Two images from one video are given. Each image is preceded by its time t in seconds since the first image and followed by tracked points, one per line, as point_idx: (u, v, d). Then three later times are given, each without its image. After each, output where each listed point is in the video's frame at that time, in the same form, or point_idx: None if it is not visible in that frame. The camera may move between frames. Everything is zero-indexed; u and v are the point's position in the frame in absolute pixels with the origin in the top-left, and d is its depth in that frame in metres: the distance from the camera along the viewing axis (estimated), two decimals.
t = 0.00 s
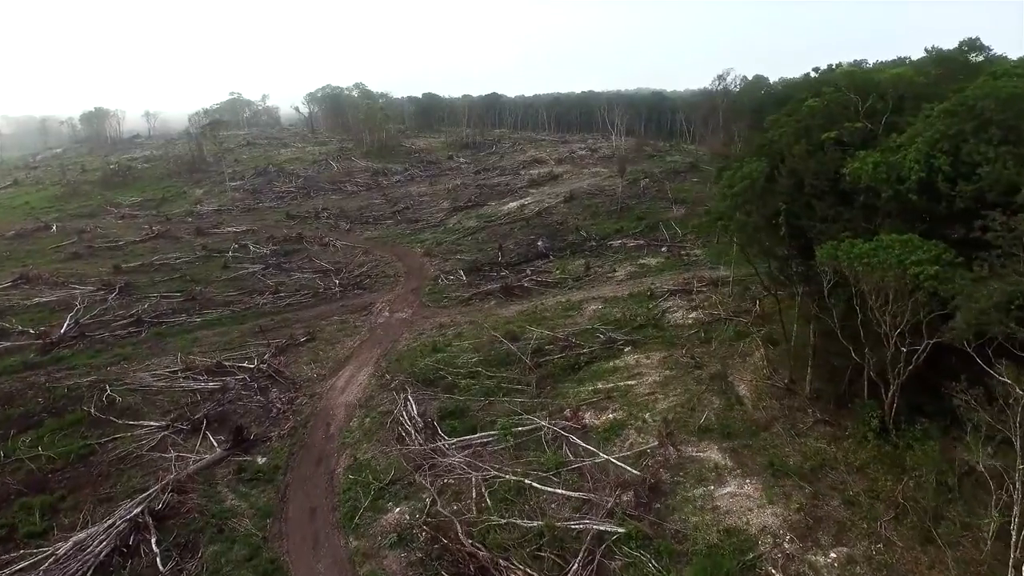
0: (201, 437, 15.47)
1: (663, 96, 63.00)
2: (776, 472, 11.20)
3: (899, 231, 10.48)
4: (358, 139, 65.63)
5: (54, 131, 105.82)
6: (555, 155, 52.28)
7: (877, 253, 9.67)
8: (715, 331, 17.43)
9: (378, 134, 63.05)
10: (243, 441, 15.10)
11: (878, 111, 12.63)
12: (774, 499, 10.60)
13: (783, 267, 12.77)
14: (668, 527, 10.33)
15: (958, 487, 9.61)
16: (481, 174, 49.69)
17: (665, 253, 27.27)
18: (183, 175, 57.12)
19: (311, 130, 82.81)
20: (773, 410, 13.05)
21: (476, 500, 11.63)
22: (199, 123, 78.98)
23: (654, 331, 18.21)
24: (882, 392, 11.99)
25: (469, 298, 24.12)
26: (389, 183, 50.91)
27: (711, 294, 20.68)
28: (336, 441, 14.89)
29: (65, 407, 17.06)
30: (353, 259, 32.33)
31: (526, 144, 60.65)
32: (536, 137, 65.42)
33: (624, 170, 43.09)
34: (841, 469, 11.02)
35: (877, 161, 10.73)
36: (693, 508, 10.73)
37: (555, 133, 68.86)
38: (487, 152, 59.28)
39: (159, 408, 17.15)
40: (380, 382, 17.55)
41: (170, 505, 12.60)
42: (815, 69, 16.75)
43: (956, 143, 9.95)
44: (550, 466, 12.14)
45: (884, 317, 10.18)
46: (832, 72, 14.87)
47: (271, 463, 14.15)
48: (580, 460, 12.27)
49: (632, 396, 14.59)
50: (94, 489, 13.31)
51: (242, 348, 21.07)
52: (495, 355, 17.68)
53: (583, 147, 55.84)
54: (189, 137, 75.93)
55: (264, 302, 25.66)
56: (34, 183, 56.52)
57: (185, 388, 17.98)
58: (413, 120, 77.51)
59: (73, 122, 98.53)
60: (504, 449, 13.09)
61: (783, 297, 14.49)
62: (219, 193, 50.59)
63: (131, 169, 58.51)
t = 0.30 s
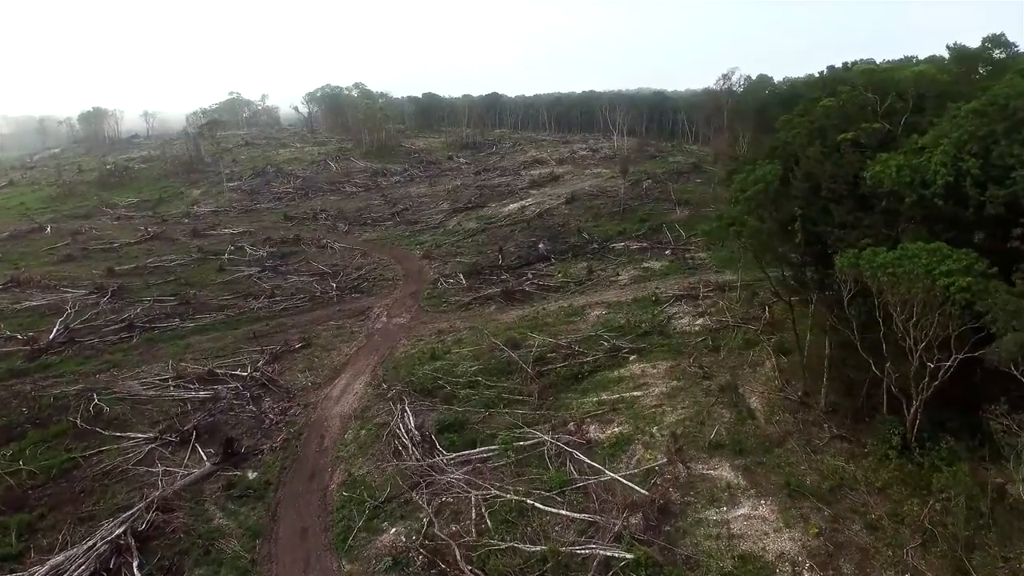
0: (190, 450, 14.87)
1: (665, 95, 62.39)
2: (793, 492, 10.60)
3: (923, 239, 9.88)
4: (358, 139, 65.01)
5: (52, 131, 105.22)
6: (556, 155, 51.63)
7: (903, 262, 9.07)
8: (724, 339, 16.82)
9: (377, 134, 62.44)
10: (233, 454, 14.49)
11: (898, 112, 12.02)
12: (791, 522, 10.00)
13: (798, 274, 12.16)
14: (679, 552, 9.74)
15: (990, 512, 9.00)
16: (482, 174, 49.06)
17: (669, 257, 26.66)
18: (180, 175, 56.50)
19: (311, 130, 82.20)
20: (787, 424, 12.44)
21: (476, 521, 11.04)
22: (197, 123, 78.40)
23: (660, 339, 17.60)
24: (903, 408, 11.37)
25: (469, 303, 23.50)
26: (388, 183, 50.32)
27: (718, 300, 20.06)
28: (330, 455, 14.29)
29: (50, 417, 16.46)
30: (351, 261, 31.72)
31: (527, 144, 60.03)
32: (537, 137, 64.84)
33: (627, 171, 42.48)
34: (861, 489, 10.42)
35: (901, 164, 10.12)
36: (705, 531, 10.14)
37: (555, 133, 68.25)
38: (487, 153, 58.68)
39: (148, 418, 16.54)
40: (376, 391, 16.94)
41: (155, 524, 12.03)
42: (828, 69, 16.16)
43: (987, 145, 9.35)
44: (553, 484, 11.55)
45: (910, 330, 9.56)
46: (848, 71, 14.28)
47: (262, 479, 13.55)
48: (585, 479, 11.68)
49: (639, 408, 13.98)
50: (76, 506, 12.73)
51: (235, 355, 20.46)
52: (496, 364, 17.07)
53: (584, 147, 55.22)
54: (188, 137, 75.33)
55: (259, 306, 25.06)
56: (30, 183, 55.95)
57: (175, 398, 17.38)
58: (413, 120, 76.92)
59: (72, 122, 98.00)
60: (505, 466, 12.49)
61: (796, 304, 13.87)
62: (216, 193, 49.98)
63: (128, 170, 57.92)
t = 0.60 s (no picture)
0: (180, 463, 14.35)
1: (667, 95, 61.80)
2: (809, 511, 10.07)
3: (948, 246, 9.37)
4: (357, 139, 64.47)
5: (51, 130, 104.72)
6: (557, 155, 51.09)
7: (929, 271, 8.55)
8: (732, 346, 16.29)
9: (377, 134, 61.92)
10: (224, 467, 13.96)
11: (918, 112, 11.51)
12: (808, 545, 9.48)
13: (814, 282, 11.61)
14: None
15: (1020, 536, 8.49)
16: (482, 175, 48.54)
17: (672, 259, 26.13)
18: (178, 176, 55.97)
19: (310, 130, 81.66)
20: (800, 439, 11.93)
21: (476, 542, 10.53)
22: (197, 123, 77.90)
23: (666, 345, 17.08)
24: (924, 422, 10.85)
25: (468, 308, 22.95)
26: (388, 184, 49.81)
27: (724, 305, 19.53)
28: (325, 469, 13.75)
29: (36, 427, 15.94)
30: (349, 264, 31.19)
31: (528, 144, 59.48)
32: (537, 137, 64.34)
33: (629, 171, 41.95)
34: (881, 509, 9.89)
35: (924, 166, 9.57)
36: (716, 554, 9.63)
37: (556, 133, 67.77)
38: (488, 153, 58.13)
39: (138, 428, 16.02)
40: (373, 401, 16.41)
41: (139, 544, 11.51)
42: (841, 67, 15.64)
43: (1017, 146, 8.83)
44: (557, 502, 11.03)
45: (935, 343, 9.04)
46: (864, 70, 13.75)
47: (254, 494, 13.03)
48: (591, 497, 11.14)
49: (646, 420, 13.45)
50: (58, 524, 12.22)
51: (228, 362, 19.93)
52: (496, 372, 16.54)
53: (585, 148, 54.69)
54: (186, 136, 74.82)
55: (255, 310, 24.54)
56: (27, 183, 55.46)
57: (166, 407, 16.85)
58: (413, 120, 76.40)
59: (70, 122, 97.53)
60: (507, 482, 11.95)
61: (809, 312, 13.35)
62: (214, 194, 49.47)
63: (125, 170, 57.42)
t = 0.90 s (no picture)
0: (170, 476, 13.84)
1: (669, 94, 61.13)
2: (827, 534, 9.56)
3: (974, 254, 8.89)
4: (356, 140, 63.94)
5: (48, 130, 104.14)
6: (558, 156, 50.61)
7: (957, 281, 8.05)
8: (740, 354, 15.79)
9: (376, 134, 61.37)
10: (215, 481, 13.45)
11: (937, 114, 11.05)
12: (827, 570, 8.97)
13: (829, 291, 11.12)
14: None
15: None
16: (482, 176, 48.03)
17: (676, 263, 25.62)
18: (175, 177, 55.43)
19: (309, 130, 81.11)
20: (815, 454, 11.42)
21: (476, 565, 10.02)
22: (195, 124, 77.36)
23: (672, 353, 16.56)
24: (947, 438, 10.33)
25: (468, 312, 22.44)
26: (387, 185, 49.28)
27: (731, 310, 19.03)
28: (319, 483, 13.24)
29: (22, 439, 15.44)
30: (347, 267, 30.67)
31: (528, 145, 58.97)
32: (538, 137, 63.78)
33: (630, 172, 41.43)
34: (904, 531, 9.38)
35: (948, 169, 9.10)
36: None
37: (557, 134, 67.25)
38: (488, 153, 57.61)
39: (127, 439, 15.51)
40: (370, 410, 15.91)
41: (123, 565, 11.02)
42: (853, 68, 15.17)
43: None
44: (561, 522, 10.52)
45: (963, 357, 8.52)
46: (878, 71, 13.29)
47: (245, 510, 12.53)
48: (597, 516, 10.64)
49: (653, 432, 12.94)
50: (40, 543, 11.72)
51: (222, 369, 19.42)
52: (497, 381, 16.02)
53: (586, 148, 54.20)
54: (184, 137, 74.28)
55: (250, 314, 24.03)
56: (23, 184, 54.90)
57: (156, 416, 16.34)
58: (412, 120, 75.86)
59: (68, 122, 96.98)
60: (509, 500, 11.43)
61: (823, 320, 12.84)
62: (211, 195, 48.95)
63: (122, 171, 56.93)
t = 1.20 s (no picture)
0: (157, 491, 13.32)
1: (671, 95, 60.46)
2: (846, 559, 9.05)
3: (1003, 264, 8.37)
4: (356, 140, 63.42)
5: (47, 130, 103.61)
6: (558, 157, 50.10)
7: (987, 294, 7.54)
8: (749, 363, 15.26)
9: (375, 134, 60.83)
10: (204, 496, 12.93)
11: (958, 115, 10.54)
12: None
13: (846, 301, 10.59)
14: None
15: None
16: (482, 176, 47.51)
17: (680, 266, 25.11)
18: (172, 178, 54.91)
19: (308, 130, 80.56)
20: (831, 472, 10.89)
21: None
22: (193, 124, 76.86)
23: (678, 361, 16.04)
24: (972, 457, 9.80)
25: (467, 317, 21.91)
26: (386, 186, 48.76)
27: (738, 316, 18.51)
28: (312, 499, 12.72)
29: (6, 450, 14.92)
30: (345, 270, 30.15)
31: (529, 145, 58.45)
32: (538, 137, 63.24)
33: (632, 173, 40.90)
34: (927, 556, 8.88)
35: (975, 174, 8.59)
36: None
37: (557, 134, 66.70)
38: (489, 154, 57.09)
39: (114, 450, 14.97)
40: (366, 421, 15.39)
41: None
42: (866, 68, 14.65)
43: None
44: (564, 544, 10.01)
45: (995, 375, 7.98)
46: (894, 70, 12.78)
47: (235, 527, 12.02)
48: (602, 538, 10.12)
49: (659, 446, 12.43)
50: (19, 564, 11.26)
51: (215, 376, 18.90)
52: (497, 390, 15.50)
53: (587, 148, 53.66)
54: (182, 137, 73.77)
55: (245, 319, 23.52)
56: (19, 185, 54.41)
57: (145, 426, 15.81)
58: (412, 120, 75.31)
59: (66, 122, 96.48)
60: (509, 519, 10.91)
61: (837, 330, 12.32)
62: (208, 196, 48.45)
63: (119, 171, 56.44)
